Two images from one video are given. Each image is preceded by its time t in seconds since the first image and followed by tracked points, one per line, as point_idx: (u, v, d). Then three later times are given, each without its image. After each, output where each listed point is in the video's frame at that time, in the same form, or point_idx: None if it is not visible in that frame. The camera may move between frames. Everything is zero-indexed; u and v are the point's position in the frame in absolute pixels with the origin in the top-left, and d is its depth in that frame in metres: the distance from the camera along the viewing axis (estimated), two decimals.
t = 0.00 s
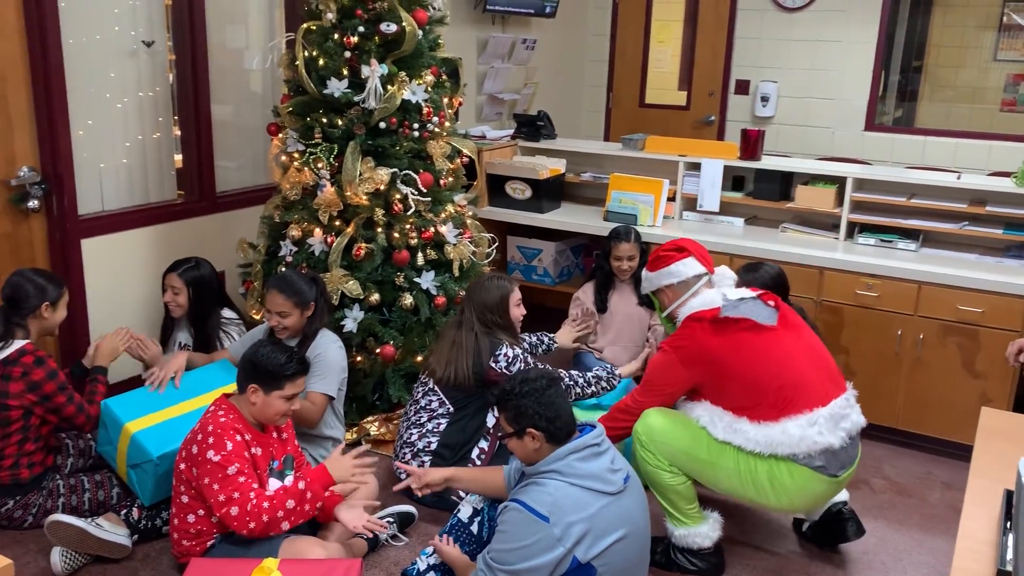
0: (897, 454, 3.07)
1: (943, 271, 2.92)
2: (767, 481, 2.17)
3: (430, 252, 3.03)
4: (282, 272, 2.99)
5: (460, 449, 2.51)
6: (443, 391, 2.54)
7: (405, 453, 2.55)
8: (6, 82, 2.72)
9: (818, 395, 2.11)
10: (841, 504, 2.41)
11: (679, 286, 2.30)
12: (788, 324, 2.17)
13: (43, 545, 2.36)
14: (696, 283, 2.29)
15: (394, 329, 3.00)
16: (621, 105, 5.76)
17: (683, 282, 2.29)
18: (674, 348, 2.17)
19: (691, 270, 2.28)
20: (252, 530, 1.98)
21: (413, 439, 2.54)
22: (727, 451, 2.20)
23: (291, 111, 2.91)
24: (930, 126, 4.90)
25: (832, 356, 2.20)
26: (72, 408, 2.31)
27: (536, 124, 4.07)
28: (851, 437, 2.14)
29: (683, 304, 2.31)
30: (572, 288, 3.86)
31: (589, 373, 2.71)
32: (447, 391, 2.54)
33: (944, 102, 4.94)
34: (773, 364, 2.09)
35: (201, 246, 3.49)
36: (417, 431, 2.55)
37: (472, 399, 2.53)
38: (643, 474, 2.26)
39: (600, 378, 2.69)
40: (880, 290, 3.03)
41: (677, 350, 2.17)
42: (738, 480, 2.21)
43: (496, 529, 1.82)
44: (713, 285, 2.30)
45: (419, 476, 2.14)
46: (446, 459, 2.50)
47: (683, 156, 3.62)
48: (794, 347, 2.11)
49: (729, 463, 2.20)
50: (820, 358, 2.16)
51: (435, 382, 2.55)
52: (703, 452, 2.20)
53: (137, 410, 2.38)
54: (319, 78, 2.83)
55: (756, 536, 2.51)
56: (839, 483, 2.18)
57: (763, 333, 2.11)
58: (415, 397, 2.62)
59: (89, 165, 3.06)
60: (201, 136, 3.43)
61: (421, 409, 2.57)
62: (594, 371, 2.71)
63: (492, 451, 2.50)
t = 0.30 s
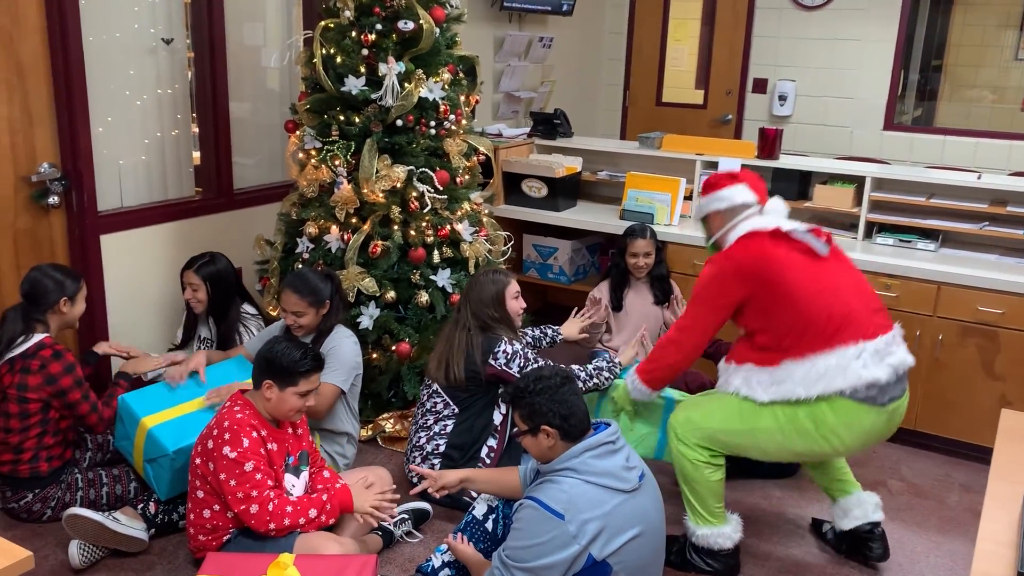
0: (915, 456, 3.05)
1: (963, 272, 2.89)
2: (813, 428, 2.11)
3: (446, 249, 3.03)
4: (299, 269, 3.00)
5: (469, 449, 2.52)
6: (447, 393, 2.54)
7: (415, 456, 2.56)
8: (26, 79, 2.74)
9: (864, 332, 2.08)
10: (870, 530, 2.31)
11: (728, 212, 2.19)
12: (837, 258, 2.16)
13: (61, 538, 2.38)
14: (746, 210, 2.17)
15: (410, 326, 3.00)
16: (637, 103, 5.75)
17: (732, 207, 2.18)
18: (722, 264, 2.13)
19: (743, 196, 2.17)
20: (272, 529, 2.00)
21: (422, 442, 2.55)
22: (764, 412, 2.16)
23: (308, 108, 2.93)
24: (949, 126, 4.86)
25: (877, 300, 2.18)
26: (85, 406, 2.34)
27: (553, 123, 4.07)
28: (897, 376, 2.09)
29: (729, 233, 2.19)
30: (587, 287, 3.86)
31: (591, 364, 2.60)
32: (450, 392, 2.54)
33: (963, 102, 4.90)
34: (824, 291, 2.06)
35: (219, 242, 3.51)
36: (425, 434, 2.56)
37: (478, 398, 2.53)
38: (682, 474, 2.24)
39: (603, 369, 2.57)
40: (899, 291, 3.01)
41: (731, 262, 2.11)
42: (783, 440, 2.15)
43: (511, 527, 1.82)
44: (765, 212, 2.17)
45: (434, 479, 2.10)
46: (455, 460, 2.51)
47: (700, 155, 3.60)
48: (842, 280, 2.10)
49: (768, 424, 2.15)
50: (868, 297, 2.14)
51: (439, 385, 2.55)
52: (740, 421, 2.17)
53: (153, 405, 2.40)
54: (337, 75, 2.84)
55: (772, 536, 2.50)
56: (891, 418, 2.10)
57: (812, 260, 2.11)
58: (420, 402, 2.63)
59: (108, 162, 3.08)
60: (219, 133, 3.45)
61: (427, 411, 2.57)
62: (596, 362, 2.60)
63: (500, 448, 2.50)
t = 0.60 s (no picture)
0: (923, 456, 3.04)
1: (971, 271, 2.88)
2: (853, 362, 1.99)
3: (453, 248, 3.03)
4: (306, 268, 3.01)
5: (473, 448, 2.51)
6: (448, 393, 2.54)
7: (420, 457, 2.57)
8: (35, 78, 2.75)
9: (909, 249, 1.98)
10: (884, 544, 2.29)
11: (793, 139, 2.15)
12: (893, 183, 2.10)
13: (70, 535, 2.39)
14: (814, 137, 2.11)
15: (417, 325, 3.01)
16: (644, 102, 5.74)
17: (797, 134, 2.13)
18: (773, 164, 2.08)
19: (812, 125, 2.11)
20: (280, 522, 2.01)
21: (426, 443, 2.56)
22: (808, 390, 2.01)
23: (316, 108, 2.94)
24: (958, 125, 4.85)
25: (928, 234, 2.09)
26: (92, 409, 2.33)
27: (560, 121, 4.07)
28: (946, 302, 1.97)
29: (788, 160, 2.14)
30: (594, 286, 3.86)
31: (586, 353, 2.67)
32: (450, 393, 2.54)
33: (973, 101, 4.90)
34: (872, 199, 1.99)
35: (227, 241, 3.52)
36: (429, 436, 2.57)
37: (478, 396, 2.53)
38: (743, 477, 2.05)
39: (599, 357, 2.66)
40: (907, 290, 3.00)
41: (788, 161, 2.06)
42: (831, 390, 2.00)
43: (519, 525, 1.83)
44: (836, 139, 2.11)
45: (441, 479, 2.13)
46: (459, 460, 2.51)
47: (707, 154, 3.60)
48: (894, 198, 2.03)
49: (812, 381, 2.01)
50: (918, 225, 2.05)
51: (440, 386, 2.55)
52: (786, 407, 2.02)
53: (161, 403, 2.41)
54: (344, 74, 2.84)
55: (779, 536, 2.50)
56: (937, 339, 1.98)
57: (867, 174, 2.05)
58: (421, 406, 2.64)
59: (117, 160, 3.09)
60: (227, 132, 3.46)
61: (430, 413, 2.58)
62: (590, 350, 2.68)
63: (504, 446, 2.50)
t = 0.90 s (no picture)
0: (922, 454, 3.05)
1: (970, 271, 2.89)
2: (801, 363, 1.95)
3: (453, 248, 3.04)
4: (306, 269, 3.01)
5: (473, 448, 2.52)
6: (447, 394, 2.55)
7: (420, 458, 2.58)
8: (35, 79, 2.76)
9: (874, 246, 1.93)
10: (886, 549, 2.30)
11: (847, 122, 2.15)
12: (912, 177, 1.97)
13: (71, 536, 2.39)
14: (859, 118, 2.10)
15: (417, 325, 3.01)
16: (644, 102, 5.74)
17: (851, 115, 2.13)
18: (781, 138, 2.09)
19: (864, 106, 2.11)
20: (299, 510, 1.99)
21: (426, 443, 2.57)
22: (779, 400, 1.97)
23: (315, 109, 2.94)
24: (957, 123, 4.85)
25: (926, 236, 1.98)
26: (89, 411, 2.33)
27: (559, 122, 4.09)
28: (901, 308, 1.89)
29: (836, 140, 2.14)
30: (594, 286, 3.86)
31: (587, 358, 2.64)
32: (451, 393, 2.54)
33: (972, 99, 4.87)
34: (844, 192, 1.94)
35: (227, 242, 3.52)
36: (429, 436, 2.57)
37: (479, 397, 2.52)
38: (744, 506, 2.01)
39: (600, 360, 2.63)
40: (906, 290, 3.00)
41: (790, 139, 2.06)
42: (786, 395, 1.96)
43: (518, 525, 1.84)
44: (878, 134, 2.05)
45: (442, 482, 2.13)
46: (459, 460, 2.52)
47: (706, 154, 3.60)
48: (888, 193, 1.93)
49: (780, 391, 1.97)
50: (913, 224, 1.94)
51: (441, 386, 2.55)
52: (768, 426, 1.98)
53: (161, 404, 2.41)
54: (343, 75, 2.85)
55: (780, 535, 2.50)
56: (888, 340, 1.90)
57: (870, 165, 1.97)
58: (422, 405, 2.64)
59: (117, 162, 3.10)
60: (227, 133, 3.47)
61: (430, 413, 2.58)
62: (591, 355, 2.65)
63: (504, 445, 2.52)
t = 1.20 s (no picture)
0: (913, 453, 3.06)
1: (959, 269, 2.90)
2: (770, 360, 1.98)
3: (443, 252, 3.05)
4: (297, 273, 3.00)
5: (466, 451, 2.51)
6: (442, 395, 2.55)
7: (414, 461, 2.57)
8: (23, 84, 2.74)
9: (837, 250, 1.91)
10: (902, 560, 2.24)
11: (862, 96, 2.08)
12: (891, 169, 1.85)
13: (62, 543, 2.38)
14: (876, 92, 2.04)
15: (408, 328, 3.01)
16: (634, 104, 5.75)
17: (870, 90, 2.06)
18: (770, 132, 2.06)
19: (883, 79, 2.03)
20: (300, 509, 1.97)
21: (419, 446, 2.56)
22: (752, 398, 1.99)
23: (305, 112, 2.92)
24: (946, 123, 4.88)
25: (902, 234, 1.88)
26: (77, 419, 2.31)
27: (550, 124, 4.10)
28: (855, 310, 1.87)
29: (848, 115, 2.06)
30: (585, 288, 3.87)
31: (582, 367, 2.63)
32: (446, 395, 2.55)
33: (960, 99, 4.91)
34: (805, 194, 1.91)
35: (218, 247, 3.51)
36: (422, 438, 2.57)
37: (473, 400, 2.53)
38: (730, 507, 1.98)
39: (594, 370, 2.62)
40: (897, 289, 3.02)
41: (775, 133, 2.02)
42: (756, 393, 1.98)
43: (511, 528, 1.86)
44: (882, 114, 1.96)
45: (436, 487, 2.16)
46: (452, 463, 2.51)
47: (695, 155, 3.62)
48: (852, 192, 1.86)
49: (753, 390, 1.99)
50: (882, 222, 1.87)
51: (435, 388, 2.55)
52: (745, 424, 1.99)
53: (155, 410, 2.41)
54: (333, 79, 2.84)
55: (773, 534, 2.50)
56: (849, 338, 1.89)
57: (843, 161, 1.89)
58: (417, 406, 2.64)
59: (106, 167, 3.09)
60: (217, 138, 3.46)
61: (425, 415, 2.59)
62: (585, 364, 2.63)
63: (498, 448, 2.51)
